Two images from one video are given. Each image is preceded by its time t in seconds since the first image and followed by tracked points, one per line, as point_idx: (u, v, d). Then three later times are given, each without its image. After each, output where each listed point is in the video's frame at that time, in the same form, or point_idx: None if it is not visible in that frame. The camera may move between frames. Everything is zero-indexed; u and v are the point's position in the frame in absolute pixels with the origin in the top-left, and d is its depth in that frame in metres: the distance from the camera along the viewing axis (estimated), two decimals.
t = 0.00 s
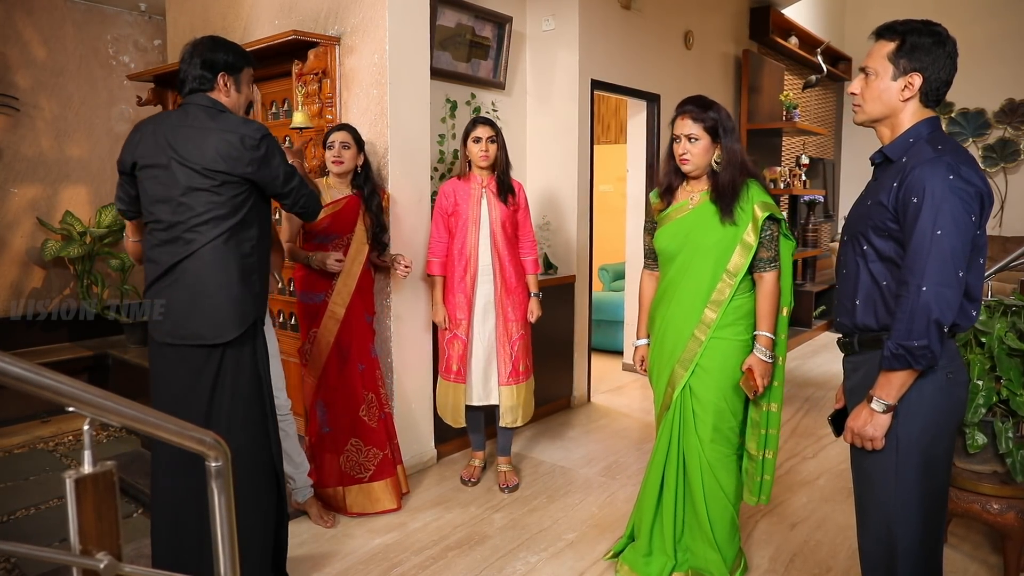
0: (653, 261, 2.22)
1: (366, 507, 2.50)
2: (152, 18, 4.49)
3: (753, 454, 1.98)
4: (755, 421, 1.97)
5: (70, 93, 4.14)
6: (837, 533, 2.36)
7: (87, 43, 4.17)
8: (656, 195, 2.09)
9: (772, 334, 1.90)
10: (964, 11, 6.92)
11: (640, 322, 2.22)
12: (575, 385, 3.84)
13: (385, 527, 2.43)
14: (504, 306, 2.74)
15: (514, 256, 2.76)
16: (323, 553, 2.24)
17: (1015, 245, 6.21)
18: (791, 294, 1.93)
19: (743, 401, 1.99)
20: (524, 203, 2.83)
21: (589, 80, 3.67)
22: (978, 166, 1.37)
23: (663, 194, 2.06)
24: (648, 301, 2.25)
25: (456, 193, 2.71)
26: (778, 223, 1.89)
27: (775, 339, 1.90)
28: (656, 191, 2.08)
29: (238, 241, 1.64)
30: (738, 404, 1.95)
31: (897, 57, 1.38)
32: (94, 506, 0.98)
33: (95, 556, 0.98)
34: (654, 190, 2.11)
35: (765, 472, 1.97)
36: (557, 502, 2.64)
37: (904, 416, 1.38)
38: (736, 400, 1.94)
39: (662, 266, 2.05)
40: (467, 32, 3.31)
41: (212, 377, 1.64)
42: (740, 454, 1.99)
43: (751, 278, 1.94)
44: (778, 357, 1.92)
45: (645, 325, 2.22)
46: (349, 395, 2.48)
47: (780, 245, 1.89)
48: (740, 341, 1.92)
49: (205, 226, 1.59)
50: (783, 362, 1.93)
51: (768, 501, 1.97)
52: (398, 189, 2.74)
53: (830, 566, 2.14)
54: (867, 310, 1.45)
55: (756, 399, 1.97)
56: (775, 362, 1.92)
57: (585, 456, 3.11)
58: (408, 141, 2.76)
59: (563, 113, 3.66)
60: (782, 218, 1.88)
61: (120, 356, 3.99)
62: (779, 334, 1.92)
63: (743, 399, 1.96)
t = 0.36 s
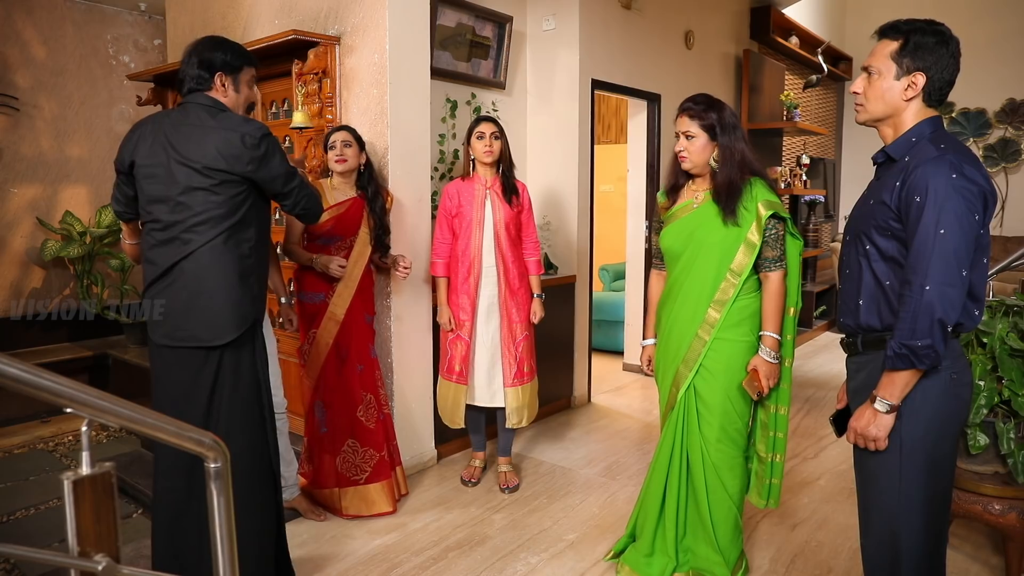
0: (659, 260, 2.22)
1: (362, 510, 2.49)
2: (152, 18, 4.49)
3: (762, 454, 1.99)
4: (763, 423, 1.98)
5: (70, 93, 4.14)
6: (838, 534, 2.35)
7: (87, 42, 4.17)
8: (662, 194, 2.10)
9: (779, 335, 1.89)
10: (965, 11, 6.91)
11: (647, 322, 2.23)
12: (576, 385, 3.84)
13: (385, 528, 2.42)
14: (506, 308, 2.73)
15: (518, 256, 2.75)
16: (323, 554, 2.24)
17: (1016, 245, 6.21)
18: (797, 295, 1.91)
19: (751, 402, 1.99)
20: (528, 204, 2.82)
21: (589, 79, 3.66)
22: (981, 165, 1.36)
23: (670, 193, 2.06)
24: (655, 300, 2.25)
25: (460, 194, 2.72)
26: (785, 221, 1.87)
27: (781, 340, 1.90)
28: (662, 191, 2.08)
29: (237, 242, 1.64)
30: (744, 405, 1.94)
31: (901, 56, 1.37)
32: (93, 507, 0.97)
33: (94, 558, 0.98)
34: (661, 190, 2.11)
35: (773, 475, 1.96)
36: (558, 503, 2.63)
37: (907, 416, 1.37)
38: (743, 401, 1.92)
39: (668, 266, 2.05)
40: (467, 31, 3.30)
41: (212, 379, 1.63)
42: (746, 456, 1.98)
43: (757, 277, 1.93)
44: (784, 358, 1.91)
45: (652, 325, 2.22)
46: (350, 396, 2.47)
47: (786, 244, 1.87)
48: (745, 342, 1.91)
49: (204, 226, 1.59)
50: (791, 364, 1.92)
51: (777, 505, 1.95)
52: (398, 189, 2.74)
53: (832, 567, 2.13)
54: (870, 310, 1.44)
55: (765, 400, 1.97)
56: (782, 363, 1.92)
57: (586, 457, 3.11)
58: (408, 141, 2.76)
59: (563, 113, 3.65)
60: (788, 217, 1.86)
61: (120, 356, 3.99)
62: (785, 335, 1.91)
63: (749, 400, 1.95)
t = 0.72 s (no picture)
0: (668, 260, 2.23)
1: (351, 514, 2.46)
2: (152, 18, 4.49)
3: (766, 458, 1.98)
4: (769, 425, 1.98)
5: (70, 93, 4.14)
6: (839, 534, 2.35)
7: (87, 42, 4.17)
8: (671, 193, 2.10)
9: (782, 337, 1.88)
10: (965, 11, 6.90)
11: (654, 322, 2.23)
12: (576, 385, 3.83)
13: (385, 528, 2.42)
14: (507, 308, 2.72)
15: (520, 257, 2.75)
16: (323, 554, 2.24)
17: (1016, 244, 6.20)
18: (803, 297, 1.90)
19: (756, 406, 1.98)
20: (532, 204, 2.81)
21: (589, 79, 3.66)
22: (983, 164, 1.36)
23: (678, 193, 2.07)
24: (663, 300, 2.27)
25: (463, 193, 2.71)
26: (790, 223, 1.86)
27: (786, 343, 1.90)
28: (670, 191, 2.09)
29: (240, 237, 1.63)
30: (747, 407, 1.93)
31: (901, 56, 1.37)
32: (91, 508, 0.97)
33: (92, 559, 0.97)
34: (669, 190, 2.11)
35: (779, 478, 1.97)
36: (558, 503, 2.63)
37: (908, 417, 1.37)
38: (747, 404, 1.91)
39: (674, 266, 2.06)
40: (467, 31, 3.30)
41: (212, 380, 1.63)
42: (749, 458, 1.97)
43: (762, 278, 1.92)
44: (789, 361, 1.94)
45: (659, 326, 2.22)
46: (349, 397, 2.46)
47: (792, 244, 1.86)
48: (748, 343, 1.90)
49: (206, 221, 1.58)
50: (796, 366, 1.94)
51: (783, 507, 1.97)
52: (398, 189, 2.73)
53: (832, 567, 2.13)
54: (872, 310, 1.44)
55: (770, 402, 1.97)
56: (788, 366, 1.94)
57: (586, 457, 3.10)
58: (408, 141, 2.75)
59: (563, 112, 3.65)
60: (793, 217, 1.85)
61: (120, 356, 3.99)
62: (791, 339, 1.94)
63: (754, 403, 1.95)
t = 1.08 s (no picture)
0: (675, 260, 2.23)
1: (344, 515, 2.45)
2: (152, 18, 4.49)
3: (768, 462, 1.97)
4: (771, 429, 1.97)
5: (70, 93, 4.14)
6: (839, 535, 2.35)
7: (87, 42, 4.17)
8: (677, 193, 2.09)
9: (786, 340, 1.86)
10: (966, 11, 6.90)
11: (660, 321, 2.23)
12: (576, 386, 3.83)
13: (384, 529, 2.42)
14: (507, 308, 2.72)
15: (523, 258, 2.73)
16: (323, 555, 2.23)
17: (1017, 244, 6.20)
18: (807, 298, 1.89)
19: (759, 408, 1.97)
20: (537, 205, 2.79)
21: (589, 80, 3.65)
22: (984, 164, 1.36)
23: (683, 193, 2.06)
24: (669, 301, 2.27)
25: (466, 193, 2.72)
26: (795, 224, 1.84)
27: (788, 345, 1.87)
28: (676, 191, 2.08)
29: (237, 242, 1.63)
30: (750, 409, 1.92)
31: (898, 57, 1.37)
32: (91, 509, 0.97)
33: (91, 560, 0.97)
34: (675, 190, 2.10)
35: (779, 483, 1.95)
36: (558, 503, 2.63)
37: (909, 417, 1.37)
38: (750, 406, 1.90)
39: (679, 266, 2.06)
40: (467, 31, 3.29)
41: (211, 381, 1.62)
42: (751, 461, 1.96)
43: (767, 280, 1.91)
44: (793, 363, 1.91)
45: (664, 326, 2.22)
46: (347, 398, 2.46)
47: (797, 246, 1.84)
48: (751, 344, 1.89)
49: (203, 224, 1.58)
50: (799, 370, 1.91)
51: (782, 513, 1.95)
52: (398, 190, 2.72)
53: (833, 568, 2.12)
54: (872, 309, 1.44)
55: (773, 405, 1.96)
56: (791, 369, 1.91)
57: (586, 457, 3.10)
58: (408, 141, 2.75)
59: (562, 112, 3.65)
60: (798, 219, 1.83)
61: (120, 357, 3.99)
62: (794, 341, 1.91)
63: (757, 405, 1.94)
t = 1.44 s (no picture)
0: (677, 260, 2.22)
1: (342, 515, 2.45)
2: (152, 18, 4.49)
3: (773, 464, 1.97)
4: (775, 432, 1.97)
5: (70, 93, 4.13)
6: (840, 535, 2.34)
7: (87, 42, 4.16)
8: (680, 194, 2.09)
9: (788, 342, 1.86)
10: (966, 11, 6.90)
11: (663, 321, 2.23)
12: (577, 386, 3.83)
13: (384, 529, 2.42)
14: (508, 308, 2.71)
15: (524, 258, 2.72)
16: (322, 555, 2.23)
17: (1017, 245, 6.19)
18: (809, 300, 1.88)
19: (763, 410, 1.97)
20: (540, 205, 2.79)
21: (589, 79, 3.65)
22: (985, 164, 1.35)
23: (686, 193, 2.06)
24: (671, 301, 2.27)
25: (469, 193, 2.73)
26: (798, 225, 1.83)
27: (791, 347, 1.87)
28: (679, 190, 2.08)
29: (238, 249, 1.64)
30: (753, 411, 1.91)
31: (901, 56, 1.36)
32: (90, 510, 0.97)
33: (90, 561, 0.97)
34: (678, 190, 2.10)
35: (784, 486, 1.95)
36: (558, 504, 2.62)
37: (910, 419, 1.36)
38: (753, 407, 1.90)
39: (681, 267, 2.06)
40: (467, 31, 3.29)
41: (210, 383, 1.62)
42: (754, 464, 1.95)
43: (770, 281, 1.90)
44: (796, 365, 1.91)
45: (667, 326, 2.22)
46: (348, 399, 2.46)
47: (800, 247, 1.84)
48: (753, 346, 1.89)
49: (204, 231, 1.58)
50: (802, 372, 1.91)
51: (787, 517, 1.95)
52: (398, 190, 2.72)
53: (833, 569, 2.12)
54: (874, 310, 1.43)
55: (777, 407, 1.95)
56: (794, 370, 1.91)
57: (586, 458, 3.10)
58: (408, 140, 2.75)
59: (563, 112, 3.65)
60: (801, 220, 1.82)
61: (120, 357, 3.99)
62: (797, 343, 1.91)
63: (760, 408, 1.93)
